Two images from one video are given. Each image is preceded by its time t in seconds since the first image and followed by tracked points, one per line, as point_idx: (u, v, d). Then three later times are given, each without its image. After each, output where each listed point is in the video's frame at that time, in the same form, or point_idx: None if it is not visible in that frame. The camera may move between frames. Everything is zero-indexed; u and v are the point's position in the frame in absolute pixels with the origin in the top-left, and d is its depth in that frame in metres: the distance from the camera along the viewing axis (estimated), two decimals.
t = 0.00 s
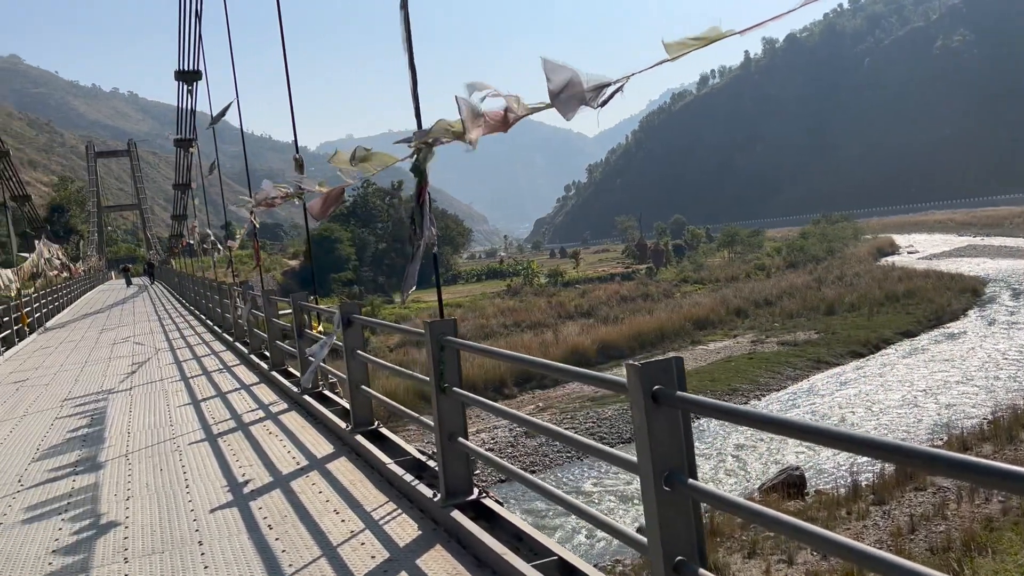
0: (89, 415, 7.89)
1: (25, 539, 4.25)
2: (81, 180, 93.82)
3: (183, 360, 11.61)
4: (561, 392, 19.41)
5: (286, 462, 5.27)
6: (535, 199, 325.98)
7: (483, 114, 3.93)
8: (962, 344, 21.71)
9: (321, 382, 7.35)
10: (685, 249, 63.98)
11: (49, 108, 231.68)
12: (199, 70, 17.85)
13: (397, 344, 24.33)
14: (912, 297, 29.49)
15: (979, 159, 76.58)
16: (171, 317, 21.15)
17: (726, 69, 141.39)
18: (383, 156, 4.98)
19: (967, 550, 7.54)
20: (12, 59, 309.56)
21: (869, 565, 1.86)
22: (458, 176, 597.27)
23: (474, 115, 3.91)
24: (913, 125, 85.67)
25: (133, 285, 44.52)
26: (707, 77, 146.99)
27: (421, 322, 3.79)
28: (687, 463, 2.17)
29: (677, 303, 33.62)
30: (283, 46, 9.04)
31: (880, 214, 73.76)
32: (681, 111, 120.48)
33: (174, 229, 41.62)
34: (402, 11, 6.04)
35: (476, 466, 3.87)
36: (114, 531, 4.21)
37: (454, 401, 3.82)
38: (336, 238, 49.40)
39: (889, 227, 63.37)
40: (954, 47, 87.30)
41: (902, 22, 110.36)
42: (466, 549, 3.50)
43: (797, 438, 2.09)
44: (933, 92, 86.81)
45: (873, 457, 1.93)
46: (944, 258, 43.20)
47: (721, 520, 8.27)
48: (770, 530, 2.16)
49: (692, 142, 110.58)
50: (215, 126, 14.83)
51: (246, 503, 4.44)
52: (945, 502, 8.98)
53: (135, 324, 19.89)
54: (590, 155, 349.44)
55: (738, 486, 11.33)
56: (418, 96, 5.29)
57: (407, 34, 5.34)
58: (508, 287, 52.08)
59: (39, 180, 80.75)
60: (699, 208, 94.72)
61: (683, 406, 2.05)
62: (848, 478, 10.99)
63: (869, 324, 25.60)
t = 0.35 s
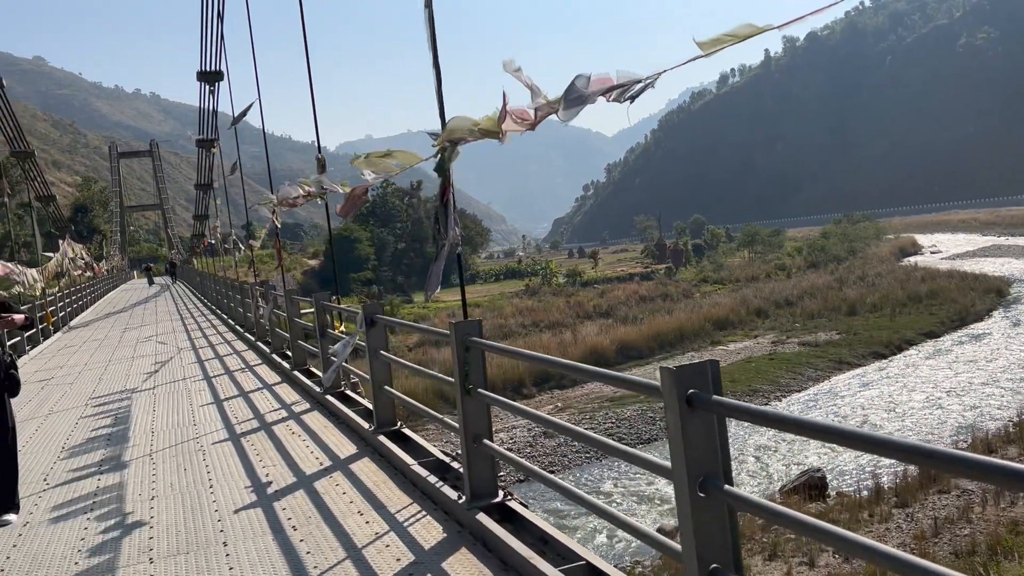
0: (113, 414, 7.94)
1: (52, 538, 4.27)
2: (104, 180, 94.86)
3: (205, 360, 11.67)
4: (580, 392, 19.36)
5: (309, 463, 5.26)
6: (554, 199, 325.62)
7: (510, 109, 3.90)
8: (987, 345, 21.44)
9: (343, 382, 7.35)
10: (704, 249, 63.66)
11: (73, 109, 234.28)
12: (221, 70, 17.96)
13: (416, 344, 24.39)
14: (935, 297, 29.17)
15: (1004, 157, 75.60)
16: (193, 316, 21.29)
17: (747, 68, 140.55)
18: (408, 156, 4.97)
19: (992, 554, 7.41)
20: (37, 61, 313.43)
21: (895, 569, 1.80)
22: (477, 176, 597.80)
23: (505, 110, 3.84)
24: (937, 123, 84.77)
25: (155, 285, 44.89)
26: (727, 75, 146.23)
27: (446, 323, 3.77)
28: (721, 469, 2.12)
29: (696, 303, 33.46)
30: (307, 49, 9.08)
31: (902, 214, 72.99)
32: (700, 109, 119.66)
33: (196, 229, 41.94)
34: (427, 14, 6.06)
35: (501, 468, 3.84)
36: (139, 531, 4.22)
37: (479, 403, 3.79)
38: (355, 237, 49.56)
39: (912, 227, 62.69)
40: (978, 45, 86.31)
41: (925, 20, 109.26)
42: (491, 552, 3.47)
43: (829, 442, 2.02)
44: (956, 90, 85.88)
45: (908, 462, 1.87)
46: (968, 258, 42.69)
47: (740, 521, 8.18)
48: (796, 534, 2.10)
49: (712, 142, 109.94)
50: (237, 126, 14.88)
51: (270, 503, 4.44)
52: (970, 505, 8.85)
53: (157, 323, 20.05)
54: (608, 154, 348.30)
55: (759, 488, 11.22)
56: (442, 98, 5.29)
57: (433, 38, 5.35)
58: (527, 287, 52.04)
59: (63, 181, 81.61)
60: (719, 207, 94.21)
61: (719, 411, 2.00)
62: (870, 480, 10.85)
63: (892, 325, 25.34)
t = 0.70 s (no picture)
0: (137, 412, 7.99)
1: (78, 536, 4.28)
2: (127, 180, 95.80)
3: (228, 359, 11.74)
4: (599, 392, 19.29)
5: (333, 463, 5.25)
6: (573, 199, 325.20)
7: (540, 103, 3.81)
8: (1013, 346, 21.13)
9: (365, 382, 7.34)
10: (724, 249, 63.29)
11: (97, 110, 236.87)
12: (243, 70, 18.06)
13: (435, 343, 24.42)
14: (959, 297, 28.81)
15: None
16: (215, 315, 21.41)
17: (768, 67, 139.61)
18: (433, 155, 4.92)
19: (1019, 558, 7.26)
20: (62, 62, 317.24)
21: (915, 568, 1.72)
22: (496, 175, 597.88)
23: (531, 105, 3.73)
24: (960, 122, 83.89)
25: (177, 284, 45.24)
26: (747, 74, 145.41)
27: (472, 323, 3.74)
28: (756, 476, 2.08)
29: (717, 303, 33.26)
30: (330, 50, 9.11)
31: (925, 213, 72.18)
32: (720, 108, 119.03)
33: (218, 229, 42.24)
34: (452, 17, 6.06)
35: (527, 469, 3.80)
36: (164, 530, 4.23)
37: (505, 403, 3.75)
38: (375, 237, 49.70)
39: (935, 227, 61.99)
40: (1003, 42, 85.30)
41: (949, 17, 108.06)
42: (518, 555, 3.43)
43: (862, 442, 1.95)
44: (981, 88, 84.92)
45: (943, 466, 1.80)
46: (993, 258, 42.16)
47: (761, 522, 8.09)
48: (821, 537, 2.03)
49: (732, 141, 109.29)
50: (258, 125, 14.83)
51: (295, 504, 4.43)
52: (995, 508, 8.69)
53: (180, 322, 20.17)
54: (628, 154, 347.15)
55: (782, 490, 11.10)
56: (466, 99, 5.27)
57: (458, 40, 5.35)
58: (545, 287, 51.96)
59: (86, 181, 82.39)
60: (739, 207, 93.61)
61: (757, 414, 1.96)
62: (894, 482, 10.70)
63: (915, 325, 25.06)
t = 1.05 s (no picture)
0: (160, 410, 8.02)
1: (103, 534, 4.30)
2: (150, 180, 96.65)
3: (250, 357, 11.79)
4: (618, 392, 19.22)
5: (355, 462, 5.24)
6: (592, 198, 324.48)
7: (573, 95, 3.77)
8: None
9: (387, 380, 7.34)
10: (745, 249, 62.92)
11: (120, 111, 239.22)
12: (265, 70, 18.15)
13: (455, 342, 24.46)
14: (984, 297, 28.45)
15: None
16: (237, 314, 21.58)
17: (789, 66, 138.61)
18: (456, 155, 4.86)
19: None
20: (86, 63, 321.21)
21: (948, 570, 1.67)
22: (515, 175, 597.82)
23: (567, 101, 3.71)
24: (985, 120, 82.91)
25: (199, 283, 45.59)
26: (768, 73, 144.45)
27: (497, 323, 3.71)
28: (792, 479, 2.04)
29: (737, 303, 33.07)
30: (352, 50, 9.12)
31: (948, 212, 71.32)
32: (741, 107, 118.30)
33: (239, 228, 42.51)
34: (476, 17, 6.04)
35: (552, 470, 3.76)
36: (189, 528, 4.23)
37: (530, 403, 3.71)
38: (395, 237, 49.85)
39: (959, 226, 61.26)
40: None
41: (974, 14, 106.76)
42: (543, 557, 3.40)
43: (896, 444, 1.89)
44: (1006, 85, 83.85)
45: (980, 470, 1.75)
46: (1018, 258, 41.59)
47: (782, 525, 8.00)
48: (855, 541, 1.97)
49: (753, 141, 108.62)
50: (280, 125, 14.77)
51: (318, 503, 4.42)
52: (1021, 512, 8.55)
53: (202, 321, 20.34)
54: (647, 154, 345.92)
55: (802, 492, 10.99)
56: (489, 98, 5.23)
57: (483, 40, 5.32)
58: (565, 287, 51.90)
59: (110, 182, 83.24)
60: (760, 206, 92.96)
61: (794, 417, 1.91)
62: (918, 484, 10.55)
63: (939, 326, 24.77)
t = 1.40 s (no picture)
0: (188, 409, 8.05)
1: (134, 531, 4.31)
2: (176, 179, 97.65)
3: (276, 356, 11.86)
4: (642, 392, 19.11)
5: (383, 461, 5.21)
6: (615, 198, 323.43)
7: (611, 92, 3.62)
8: None
9: (414, 380, 7.31)
10: (770, 249, 62.37)
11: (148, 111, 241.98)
12: (291, 69, 18.25)
13: (478, 341, 24.45)
14: (1015, 297, 27.94)
15: None
16: (263, 312, 21.73)
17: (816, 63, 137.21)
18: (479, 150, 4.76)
19: None
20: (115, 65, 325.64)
21: None
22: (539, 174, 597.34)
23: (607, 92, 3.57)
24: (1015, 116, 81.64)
25: (225, 281, 45.97)
26: (794, 71, 143.14)
27: (527, 322, 3.66)
28: (839, 483, 1.99)
29: (762, 303, 32.75)
30: (379, 49, 9.09)
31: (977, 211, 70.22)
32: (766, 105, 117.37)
33: (264, 227, 42.76)
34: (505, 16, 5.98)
35: (583, 471, 3.70)
36: (219, 526, 4.23)
37: (560, 403, 3.66)
38: (418, 236, 49.95)
39: (989, 226, 60.27)
40: None
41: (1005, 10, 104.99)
42: (575, 560, 3.35)
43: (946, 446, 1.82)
44: None
45: None
46: None
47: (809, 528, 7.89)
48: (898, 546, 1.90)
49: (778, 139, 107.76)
50: (306, 123, 14.84)
51: (346, 502, 4.40)
52: None
53: (229, 319, 20.49)
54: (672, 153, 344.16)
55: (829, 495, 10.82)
56: (519, 94, 5.16)
57: (512, 37, 5.22)
58: (588, 286, 51.74)
59: (138, 181, 84.15)
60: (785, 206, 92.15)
61: (841, 419, 1.86)
62: (948, 487, 10.36)
63: (969, 327, 24.37)
